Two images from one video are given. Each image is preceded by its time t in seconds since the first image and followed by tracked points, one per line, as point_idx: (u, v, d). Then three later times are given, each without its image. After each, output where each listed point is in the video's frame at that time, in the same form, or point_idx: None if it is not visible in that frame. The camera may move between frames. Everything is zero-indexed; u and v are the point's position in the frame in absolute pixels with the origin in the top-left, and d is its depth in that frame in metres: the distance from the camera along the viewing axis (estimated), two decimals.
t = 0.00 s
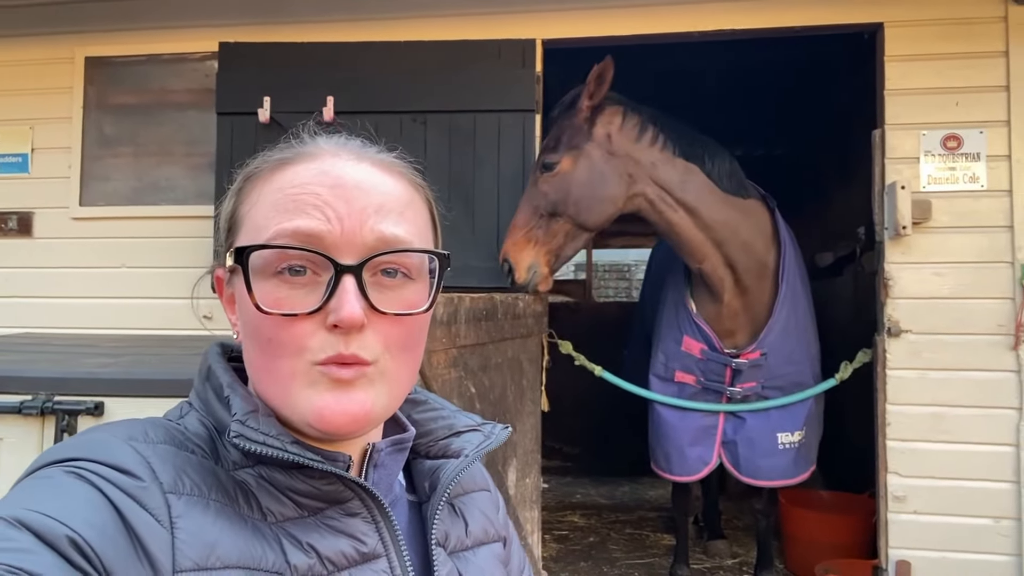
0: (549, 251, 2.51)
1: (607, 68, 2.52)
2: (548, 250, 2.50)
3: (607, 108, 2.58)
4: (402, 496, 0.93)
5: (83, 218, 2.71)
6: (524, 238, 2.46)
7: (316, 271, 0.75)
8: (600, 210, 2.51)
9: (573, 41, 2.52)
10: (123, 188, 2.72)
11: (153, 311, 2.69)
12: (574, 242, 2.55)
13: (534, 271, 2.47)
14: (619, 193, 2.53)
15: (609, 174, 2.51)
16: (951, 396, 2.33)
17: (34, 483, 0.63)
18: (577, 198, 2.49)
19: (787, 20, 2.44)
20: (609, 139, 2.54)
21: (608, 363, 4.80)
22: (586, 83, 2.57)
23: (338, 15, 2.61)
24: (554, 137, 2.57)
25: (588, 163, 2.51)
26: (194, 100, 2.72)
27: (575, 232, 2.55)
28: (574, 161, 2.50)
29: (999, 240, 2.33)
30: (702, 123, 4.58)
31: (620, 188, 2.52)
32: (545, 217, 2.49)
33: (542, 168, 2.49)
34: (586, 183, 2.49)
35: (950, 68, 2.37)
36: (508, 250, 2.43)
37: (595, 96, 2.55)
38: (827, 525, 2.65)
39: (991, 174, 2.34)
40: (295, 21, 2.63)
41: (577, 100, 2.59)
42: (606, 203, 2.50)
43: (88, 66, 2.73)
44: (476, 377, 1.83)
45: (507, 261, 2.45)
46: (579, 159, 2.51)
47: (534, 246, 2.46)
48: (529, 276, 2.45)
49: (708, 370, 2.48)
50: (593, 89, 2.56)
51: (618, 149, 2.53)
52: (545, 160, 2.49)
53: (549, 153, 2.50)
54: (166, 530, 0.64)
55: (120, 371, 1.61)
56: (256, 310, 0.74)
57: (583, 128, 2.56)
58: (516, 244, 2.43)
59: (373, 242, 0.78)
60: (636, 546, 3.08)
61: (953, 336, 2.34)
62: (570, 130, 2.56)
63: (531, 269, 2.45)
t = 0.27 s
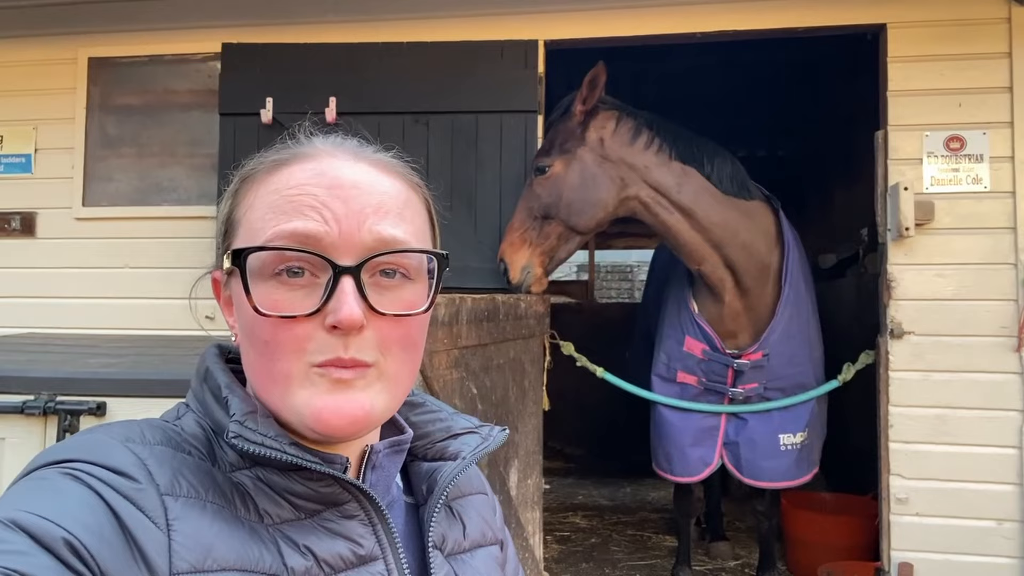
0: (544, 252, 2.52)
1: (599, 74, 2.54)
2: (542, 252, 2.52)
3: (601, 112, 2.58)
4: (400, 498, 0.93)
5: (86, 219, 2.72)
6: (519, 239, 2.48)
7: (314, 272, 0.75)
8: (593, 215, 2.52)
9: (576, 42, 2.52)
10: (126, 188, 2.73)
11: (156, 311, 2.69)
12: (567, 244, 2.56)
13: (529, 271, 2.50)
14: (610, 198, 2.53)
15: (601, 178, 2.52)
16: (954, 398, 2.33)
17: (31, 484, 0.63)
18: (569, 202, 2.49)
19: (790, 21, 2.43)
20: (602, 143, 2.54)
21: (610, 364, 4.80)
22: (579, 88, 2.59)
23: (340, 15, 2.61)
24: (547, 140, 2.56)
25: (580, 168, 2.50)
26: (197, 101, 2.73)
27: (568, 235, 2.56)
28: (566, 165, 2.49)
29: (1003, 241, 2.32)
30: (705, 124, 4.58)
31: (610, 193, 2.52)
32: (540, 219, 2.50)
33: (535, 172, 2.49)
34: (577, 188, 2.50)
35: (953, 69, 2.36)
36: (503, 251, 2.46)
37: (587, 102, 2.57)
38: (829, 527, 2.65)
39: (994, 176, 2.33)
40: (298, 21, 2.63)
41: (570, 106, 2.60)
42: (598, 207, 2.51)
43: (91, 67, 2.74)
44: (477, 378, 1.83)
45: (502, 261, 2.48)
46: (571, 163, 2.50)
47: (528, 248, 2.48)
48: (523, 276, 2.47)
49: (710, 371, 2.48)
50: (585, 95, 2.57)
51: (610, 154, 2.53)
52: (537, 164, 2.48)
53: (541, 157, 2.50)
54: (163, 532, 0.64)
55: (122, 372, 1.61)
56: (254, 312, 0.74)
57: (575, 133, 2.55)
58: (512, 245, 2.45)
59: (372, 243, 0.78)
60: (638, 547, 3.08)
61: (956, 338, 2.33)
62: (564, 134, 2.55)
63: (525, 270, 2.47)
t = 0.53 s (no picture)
0: (543, 253, 2.53)
1: (595, 76, 2.56)
2: (541, 253, 2.52)
3: (598, 114, 2.59)
4: (400, 498, 0.93)
5: (86, 219, 2.72)
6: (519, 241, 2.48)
7: (311, 271, 0.75)
8: (591, 216, 2.52)
9: (576, 43, 2.52)
10: (127, 189, 2.73)
11: (156, 311, 2.69)
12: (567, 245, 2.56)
13: (528, 272, 2.50)
14: (608, 199, 2.54)
15: (598, 180, 2.53)
16: (955, 399, 2.33)
17: (30, 484, 0.63)
18: (568, 203, 2.50)
19: (791, 22, 2.44)
20: (599, 145, 2.55)
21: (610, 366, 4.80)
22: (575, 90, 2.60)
23: (341, 16, 2.61)
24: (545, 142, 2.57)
25: (577, 169, 2.52)
26: (197, 101, 2.73)
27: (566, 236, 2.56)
28: (563, 167, 2.50)
29: (1003, 242, 2.32)
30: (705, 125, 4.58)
31: (609, 194, 2.53)
32: (539, 220, 2.51)
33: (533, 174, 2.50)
34: (574, 189, 2.51)
35: (953, 71, 2.36)
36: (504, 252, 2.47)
37: (584, 104, 2.59)
38: (829, 528, 2.65)
39: (994, 177, 2.33)
40: (298, 22, 2.64)
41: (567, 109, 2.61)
42: (595, 208, 2.52)
43: (92, 68, 2.74)
44: (478, 378, 1.83)
45: (503, 262, 2.48)
46: (568, 164, 2.51)
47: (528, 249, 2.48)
48: (523, 277, 2.47)
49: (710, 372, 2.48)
50: (582, 96, 2.59)
51: (607, 155, 2.54)
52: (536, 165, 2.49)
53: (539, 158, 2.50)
54: (162, 532, 0.64)
55: (122, 372, 1.61)
56: (250, 310, 0.74)
57: (573, 134, 2.57)
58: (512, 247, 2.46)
59: (368, 240, 0.78)
60: (638, 548, 3.08)
61: (956, 339, 2.34)
62: (563, 135, 2.57)
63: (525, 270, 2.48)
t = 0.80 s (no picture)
0: (543, 254, 2.53)
1: (595, 76, 2.56)
2: (541, 253, 2.53)
3: (598, 114, 2.60)
4: (401, 497, 0.93)
5: (85, 219, 2.72)
6: (519, 241, 2.49)
7: (310, 269, 0.76)
8: (590, 216, 2.53)
9: (576, 44, 2.53)
10: (126, 189, 2.73)
11: (155, 312, 2.69)
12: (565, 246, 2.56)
13: (528, 273, 2.51)
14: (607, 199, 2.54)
15: (598, 180, 2.54)
16: (953, 401, 2.33)
17: (32, 485, 0.63)
18: (567, 203, 2.51)
19: (790, 24, 2.44)
20: (599, 145, 2.56)
21: (609, 367, 4.80)
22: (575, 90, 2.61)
23: (341, 17, 2.62)
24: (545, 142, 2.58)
25: (577, 169, 2.53)
26: (197, 101, 2.73)
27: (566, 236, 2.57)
28: (563, 167, 2.51)
29: (1001, 244, 2.33)
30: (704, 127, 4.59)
31: (608, 194, 2.54)
32: (538, 221, 2.52)
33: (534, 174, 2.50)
34: (574, 189, 2.51)
35: (952, 73, 2.37)
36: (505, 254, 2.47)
37: (585, 104, 2.59)
38: (828, 529, 2.65)
39: (992, 179, 2.34)
40: (298, 23, 2.64)
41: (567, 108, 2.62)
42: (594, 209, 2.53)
43: (92, 68, 2.74)
44: (477, 379, 1.83)
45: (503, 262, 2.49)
46: (568, 164, 2.52)
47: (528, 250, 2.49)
48: (523, 277, 2.48)
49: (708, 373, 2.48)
50: (582, 96, 2.59)
51: (607, 155, 2.55)
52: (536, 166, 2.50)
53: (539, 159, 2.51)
54: (164, 532, 0.64)
55: (122, 372, 1.61)
56: (250, 309, 0.74)
57: (574, 133, 2.57)
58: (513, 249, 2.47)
59: (367, 238, 0.78)
60: (636, 549, 3.08)
61: (954, 341, 2.34)
62: (564, 135, 2.57)
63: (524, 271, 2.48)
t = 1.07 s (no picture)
0: (546, 254, 2.54)
1: (596, 76, 2.56)
2: (543, 253, 2.53)
3: (600, 115, 2.60)
4: (402, 496, 0.93)
5: (87, 219, 2.72)
6: (521, 242, 2.49)
7: (315, 269, 0.76)
8: (592, 217, 2.54)
9: (578, 44, 2.53)
10: (127, 188, 2.73)
11: (157, 311, 2.69)
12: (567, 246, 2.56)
13: (530, 274, 2.51)
14: (609, 200, 2.55)
15: (600, 181, 2.54)
16: (954, 401, 2.33)
17: (34, 483, 0.63)
18: (569, 203, 2.52)
19: (792, 24, 2.44)
20: (600, 145, 2.56)
21: (610, 367, 4.80)
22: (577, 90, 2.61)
23: (342, 16, 2.61)
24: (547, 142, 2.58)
25: (578, 170, 2.53)
26: (199, 101, 2.73)
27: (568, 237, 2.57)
28: (565, 167, 2.52)
29: (1003, 245, 2.33)
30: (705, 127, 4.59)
31: (610, 195, 2.54)
32: (540, 221, 2.52)
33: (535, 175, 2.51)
34: (576, 189, 2.52)
35: (954, 73, 2.37)
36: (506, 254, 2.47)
37: (586, 104, 2.59)
38: (829, 529, 2.65)
39: (994, 180, 2.34)
40: (300, 23, 2.64)
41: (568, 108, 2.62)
42: (596, 209, 2.53)
43: (94, 67, 2.74)
44: (479, 379, 1.83)
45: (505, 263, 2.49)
46: (570, 165, 2.53)
47: (529, 250, 2.49)
48: (525, 278, 2.48)
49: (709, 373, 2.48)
50: (584, 96, 2.59)
51: (609, 155, 2.55)
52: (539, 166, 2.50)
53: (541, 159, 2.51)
54: (166, 530, 0.64)
55: (124, 371, 1.61)
56: (255, 308, 0.74)
57: (575, 134, 2.58)
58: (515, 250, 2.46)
59: (372, 240, 0.78)
60: (637, 550, 3.08)
61: (956, 342, 2.34)
62: (565, 135, 2.58)
63: (525, 271, 2.48)
